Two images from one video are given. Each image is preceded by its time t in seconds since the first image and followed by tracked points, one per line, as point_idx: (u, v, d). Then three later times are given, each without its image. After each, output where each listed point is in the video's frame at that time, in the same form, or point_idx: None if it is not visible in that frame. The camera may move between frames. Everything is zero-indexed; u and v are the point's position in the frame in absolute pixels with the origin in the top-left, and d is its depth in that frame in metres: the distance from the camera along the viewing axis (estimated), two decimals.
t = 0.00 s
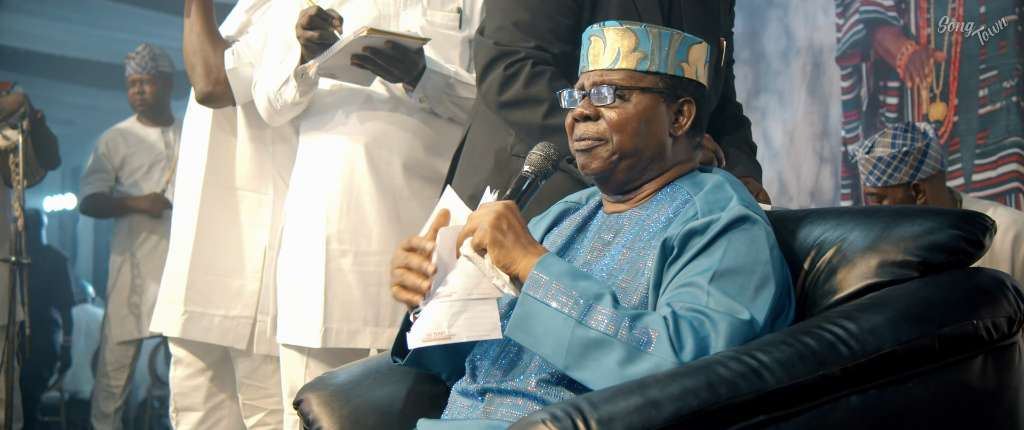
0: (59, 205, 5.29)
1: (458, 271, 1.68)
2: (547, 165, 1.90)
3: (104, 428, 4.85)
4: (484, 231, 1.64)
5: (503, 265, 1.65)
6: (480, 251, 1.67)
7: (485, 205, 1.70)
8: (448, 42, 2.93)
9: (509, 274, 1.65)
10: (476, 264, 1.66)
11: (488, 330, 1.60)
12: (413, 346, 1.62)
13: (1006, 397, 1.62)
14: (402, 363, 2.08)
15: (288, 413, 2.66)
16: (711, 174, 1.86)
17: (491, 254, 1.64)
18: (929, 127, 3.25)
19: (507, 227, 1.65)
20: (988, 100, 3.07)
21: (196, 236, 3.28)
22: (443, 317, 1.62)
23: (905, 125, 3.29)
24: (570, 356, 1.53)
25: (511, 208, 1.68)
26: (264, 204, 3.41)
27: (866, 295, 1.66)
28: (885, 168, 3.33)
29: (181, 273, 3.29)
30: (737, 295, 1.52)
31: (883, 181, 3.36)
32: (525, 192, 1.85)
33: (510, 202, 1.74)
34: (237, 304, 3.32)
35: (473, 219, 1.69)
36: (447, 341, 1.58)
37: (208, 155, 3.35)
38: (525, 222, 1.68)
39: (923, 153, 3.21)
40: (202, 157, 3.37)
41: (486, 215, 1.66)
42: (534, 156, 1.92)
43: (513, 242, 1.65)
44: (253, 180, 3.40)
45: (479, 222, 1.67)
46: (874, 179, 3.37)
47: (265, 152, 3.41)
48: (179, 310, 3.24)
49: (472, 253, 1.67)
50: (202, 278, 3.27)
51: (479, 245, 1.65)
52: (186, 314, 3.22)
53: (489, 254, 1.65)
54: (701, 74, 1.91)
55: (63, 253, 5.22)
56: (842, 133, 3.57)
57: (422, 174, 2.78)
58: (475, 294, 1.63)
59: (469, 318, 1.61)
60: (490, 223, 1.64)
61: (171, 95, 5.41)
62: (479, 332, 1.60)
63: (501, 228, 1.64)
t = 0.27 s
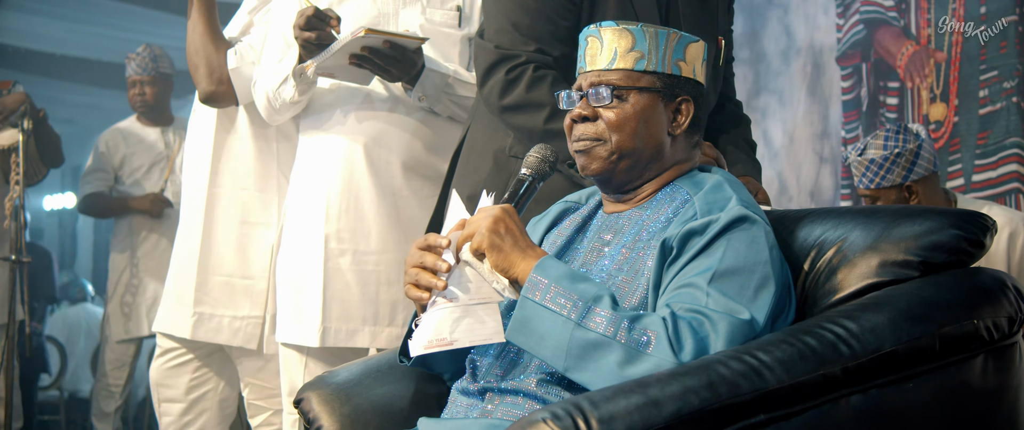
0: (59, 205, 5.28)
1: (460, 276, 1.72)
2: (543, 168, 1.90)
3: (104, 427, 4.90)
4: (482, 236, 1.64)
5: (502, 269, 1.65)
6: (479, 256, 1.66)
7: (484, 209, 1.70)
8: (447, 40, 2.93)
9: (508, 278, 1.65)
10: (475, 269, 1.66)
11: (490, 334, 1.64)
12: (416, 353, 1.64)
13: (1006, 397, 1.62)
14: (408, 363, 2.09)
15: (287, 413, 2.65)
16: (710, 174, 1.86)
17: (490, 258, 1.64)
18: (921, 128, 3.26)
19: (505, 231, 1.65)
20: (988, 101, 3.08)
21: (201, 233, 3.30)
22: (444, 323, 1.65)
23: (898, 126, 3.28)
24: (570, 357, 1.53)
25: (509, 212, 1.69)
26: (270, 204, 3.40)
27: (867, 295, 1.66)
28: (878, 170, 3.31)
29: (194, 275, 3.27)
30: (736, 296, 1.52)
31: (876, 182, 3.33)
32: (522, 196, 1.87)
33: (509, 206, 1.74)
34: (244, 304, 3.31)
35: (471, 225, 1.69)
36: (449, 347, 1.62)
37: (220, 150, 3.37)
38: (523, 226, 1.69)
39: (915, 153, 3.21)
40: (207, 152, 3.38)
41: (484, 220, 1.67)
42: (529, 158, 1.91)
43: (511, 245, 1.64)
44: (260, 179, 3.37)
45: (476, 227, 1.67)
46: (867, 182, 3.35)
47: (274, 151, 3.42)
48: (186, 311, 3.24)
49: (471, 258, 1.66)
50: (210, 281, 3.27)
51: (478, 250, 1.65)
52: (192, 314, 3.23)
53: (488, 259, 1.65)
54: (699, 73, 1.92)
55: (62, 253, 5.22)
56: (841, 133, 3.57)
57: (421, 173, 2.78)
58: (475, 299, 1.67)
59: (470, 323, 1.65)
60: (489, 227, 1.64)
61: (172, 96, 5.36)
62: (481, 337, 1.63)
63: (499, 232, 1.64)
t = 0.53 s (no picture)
0: (60, 203, 5.27)
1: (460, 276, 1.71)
2: (548, 166, 1.90)
3: (105, 424, 4.85)
4: (484, 233, 1.65)
5: (504, 266, 1.65)
6: (482, 254, 1.68)
7: (486, 207, 1.71)
8: (443, 38, 2.88)
9: (510, 276, 1.66)
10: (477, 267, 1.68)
11: (491, 332, 1.62)
12: (417, 351, 1.62)
13: (1008, 394, 1.62)
14: (408, 360, 2.09)
15: (287, 411, 2.65)
16: (711, 172, 1.86)
17: (492, 255, 1.65)
18: (915, 127, 3.26)
19: (507, 229, 1.66)
20: (989, 99, 3.04)
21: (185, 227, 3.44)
22: (446, 320, 1.63)
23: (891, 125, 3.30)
24: (572, 355, 1.53)
25: (511, 210, 1.69)
26: (252, 198, 3.45)
27: (868, 293, 1.66)
28: (872, 170, 3.31)
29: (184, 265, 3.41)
30: (737, 294, 1.52)
31: (870, 182, 3.33)
32: (526, 194, 1.87)
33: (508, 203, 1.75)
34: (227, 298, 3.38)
35: (472, 223, 1.71)
36: (451, 344, 1.60)
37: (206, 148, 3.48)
38: (525, 223, 1.69)
39: (909, 152, 3.21)
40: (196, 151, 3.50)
41: (487, 217, 1.67)
42: (535, 156, 1.92)
43: (513, 243, 1.65)
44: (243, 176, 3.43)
45: (480, 224, 1.68)
46: (862, 182, 3.35)
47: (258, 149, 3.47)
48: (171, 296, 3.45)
49: (474, 256, 1.69)
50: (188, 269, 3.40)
51: (480, 247, 1.66)
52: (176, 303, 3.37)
53: (490, 256, 1.66)
54: (700, 70, 1.91)
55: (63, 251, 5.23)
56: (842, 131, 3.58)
57: (419, 171, 2.78)
58: (477, 297, 1.66)
59: (472, 320, 1.63)
60: (490, 225, 1.65)
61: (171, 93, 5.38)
62: (482, 334, 1.62)
63: (501, 230, 1.65)
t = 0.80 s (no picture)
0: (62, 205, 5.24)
1: (462, 275, 1.70)
2: (548, 168, 1.90)
3: (107, 426, 4.94)
4: (486, 235, 1.65)
5: (507, 268, 1.65)
6: (485, 255, 1.68)
7: (488, 208, 1.72)
8: (442, 40, 2.89)
9: (512, 277, 1.66)
10: (479, 268, 1.68)
11: (493, 334, 1.63)
12: (418, 352, 1.59)
13: (1011, 396, 1.62)
14: (406, 362, 2.10)
15: (289, 413, 2.65)
16: (714, 173, 1.86)
17: (494, 257, 1.65)
18: (911, 130, 3.25)
19: (509, 230, 1.66)
20: (993, 100, 3.04)
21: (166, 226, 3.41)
22: (448, 321, 1.62)
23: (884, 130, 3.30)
24: (575, 357, 1.53)
25: (513, 211, 1.69)
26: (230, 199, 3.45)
27: (871, 294, 1.66)
28: (868, 173, 3.32)
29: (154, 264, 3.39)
30: (740, 296, 1.52)
31: (867, 186, 3.33)
32: (526, 195, 1.88)
33: (512, 205, 1.76)
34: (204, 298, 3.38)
35: (475, 223, 1.71)
36: (454, 346, 1.59)
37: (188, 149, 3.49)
38: (526, 225, 1.69)
39: (905, 154, 3.21)
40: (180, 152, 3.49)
41: (489, 219, 1.68)
42: (534, 157, 1.92)
43: (515, 245, 1.65)
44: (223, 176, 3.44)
45: (481, 226, 1.68)
46: (858, 185, 3.35)
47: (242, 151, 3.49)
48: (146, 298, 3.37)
49: (476, 257, 1.68)
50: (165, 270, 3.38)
51: (483, 249, 1.66)
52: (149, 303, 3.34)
53: (493, 258, 1.66)
54: (702, 72, 1.91)
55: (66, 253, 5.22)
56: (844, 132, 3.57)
57: (419, 172, 2.78)
58: (479, 298, 1.65)
59: (474, 322, 1.63)
60: (493, 227, 1.66)
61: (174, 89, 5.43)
62: (484, 336, 1.62)
63: (503, 231, 1.65)
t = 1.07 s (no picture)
0: (63, 206, 5.29)
1: (464, 272, 1.66)
2: (554, 166, 1.89)
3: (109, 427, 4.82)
4: (490, 232, 1.65)
5: (510, 265, 1.65)
6: (487, 252, 1.66)
7: (492, 206, 1.71)
8: (442, 40, 2.89)
9: (515, 275, 1.66)
10: (482, 265, 1.65)
11: (495, 331, 1.60)
12: (419, 348, 1.59)
13: (1013, 395, 1.62)
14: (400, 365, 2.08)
15: (290, 413, 2.65)
16: (715, 173, 1.86)
17: (497, 254, 1.65)
18: (908, 129, 3.28)
19: (513, 228, 1.66)
20: (993, 99, 3.03)
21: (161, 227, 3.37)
22: (449, 318, 1.59)
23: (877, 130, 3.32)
24: (577, 356, 1.53)
25: (518, 209, 1.69)
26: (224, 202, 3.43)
27: (873, 293, 1.66)
28: (867, 173, 3.32)
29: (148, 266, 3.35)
30: (742, 296, 1.52)
31: (866, 185, 3.33)
32: (532, 193, 1.86)
33: (517, 202, 1.75)
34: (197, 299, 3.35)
35: (479, 220, 1.69)
36: (455, 342, 1.57)
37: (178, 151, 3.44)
38: (531, 223, 1.69)
39: (903, 154, 3.22)
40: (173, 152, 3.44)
41: (493, 216, 1.67)
42: (541, 156, 1.91)
43: (519, 243, 1.65)
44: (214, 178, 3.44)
45: (485, 223, 1.67)
46: (858, 185, 3.36)
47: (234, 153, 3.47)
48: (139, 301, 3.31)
49: (479, 254, 1.66)
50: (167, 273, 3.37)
51: (486, 246, 1.65)
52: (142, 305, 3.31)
53: (496, 255, 1.65)
54: (703, 72, 1.91)
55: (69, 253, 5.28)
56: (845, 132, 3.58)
57: (419, 173, 2.78)
58: (481, 296, 1.62)
59: (476, 319, 1.60)
60: (497, 224, 1.65)
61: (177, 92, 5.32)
62: (486, 334, 1.59)
63: (508, 228, 1.65)
